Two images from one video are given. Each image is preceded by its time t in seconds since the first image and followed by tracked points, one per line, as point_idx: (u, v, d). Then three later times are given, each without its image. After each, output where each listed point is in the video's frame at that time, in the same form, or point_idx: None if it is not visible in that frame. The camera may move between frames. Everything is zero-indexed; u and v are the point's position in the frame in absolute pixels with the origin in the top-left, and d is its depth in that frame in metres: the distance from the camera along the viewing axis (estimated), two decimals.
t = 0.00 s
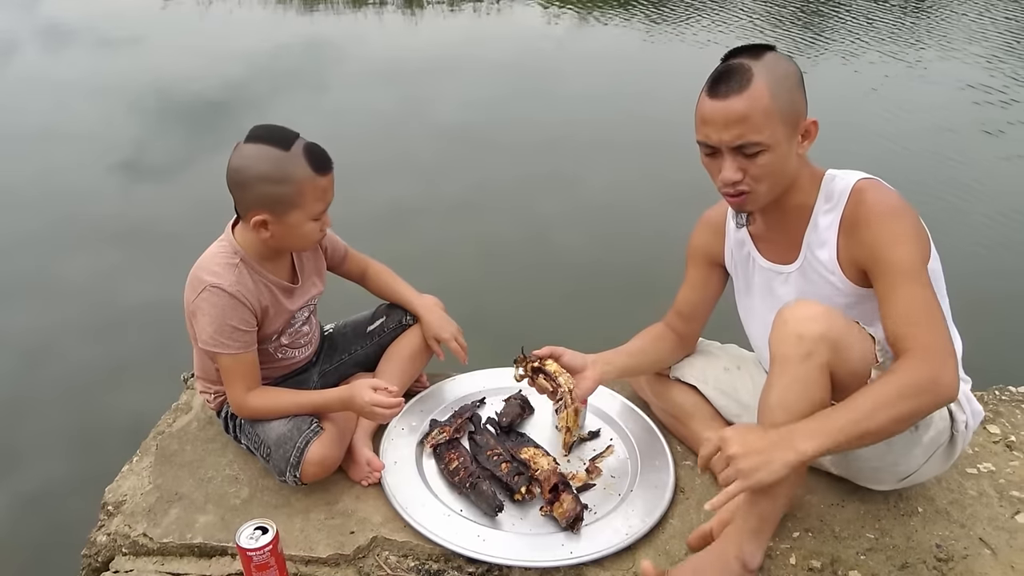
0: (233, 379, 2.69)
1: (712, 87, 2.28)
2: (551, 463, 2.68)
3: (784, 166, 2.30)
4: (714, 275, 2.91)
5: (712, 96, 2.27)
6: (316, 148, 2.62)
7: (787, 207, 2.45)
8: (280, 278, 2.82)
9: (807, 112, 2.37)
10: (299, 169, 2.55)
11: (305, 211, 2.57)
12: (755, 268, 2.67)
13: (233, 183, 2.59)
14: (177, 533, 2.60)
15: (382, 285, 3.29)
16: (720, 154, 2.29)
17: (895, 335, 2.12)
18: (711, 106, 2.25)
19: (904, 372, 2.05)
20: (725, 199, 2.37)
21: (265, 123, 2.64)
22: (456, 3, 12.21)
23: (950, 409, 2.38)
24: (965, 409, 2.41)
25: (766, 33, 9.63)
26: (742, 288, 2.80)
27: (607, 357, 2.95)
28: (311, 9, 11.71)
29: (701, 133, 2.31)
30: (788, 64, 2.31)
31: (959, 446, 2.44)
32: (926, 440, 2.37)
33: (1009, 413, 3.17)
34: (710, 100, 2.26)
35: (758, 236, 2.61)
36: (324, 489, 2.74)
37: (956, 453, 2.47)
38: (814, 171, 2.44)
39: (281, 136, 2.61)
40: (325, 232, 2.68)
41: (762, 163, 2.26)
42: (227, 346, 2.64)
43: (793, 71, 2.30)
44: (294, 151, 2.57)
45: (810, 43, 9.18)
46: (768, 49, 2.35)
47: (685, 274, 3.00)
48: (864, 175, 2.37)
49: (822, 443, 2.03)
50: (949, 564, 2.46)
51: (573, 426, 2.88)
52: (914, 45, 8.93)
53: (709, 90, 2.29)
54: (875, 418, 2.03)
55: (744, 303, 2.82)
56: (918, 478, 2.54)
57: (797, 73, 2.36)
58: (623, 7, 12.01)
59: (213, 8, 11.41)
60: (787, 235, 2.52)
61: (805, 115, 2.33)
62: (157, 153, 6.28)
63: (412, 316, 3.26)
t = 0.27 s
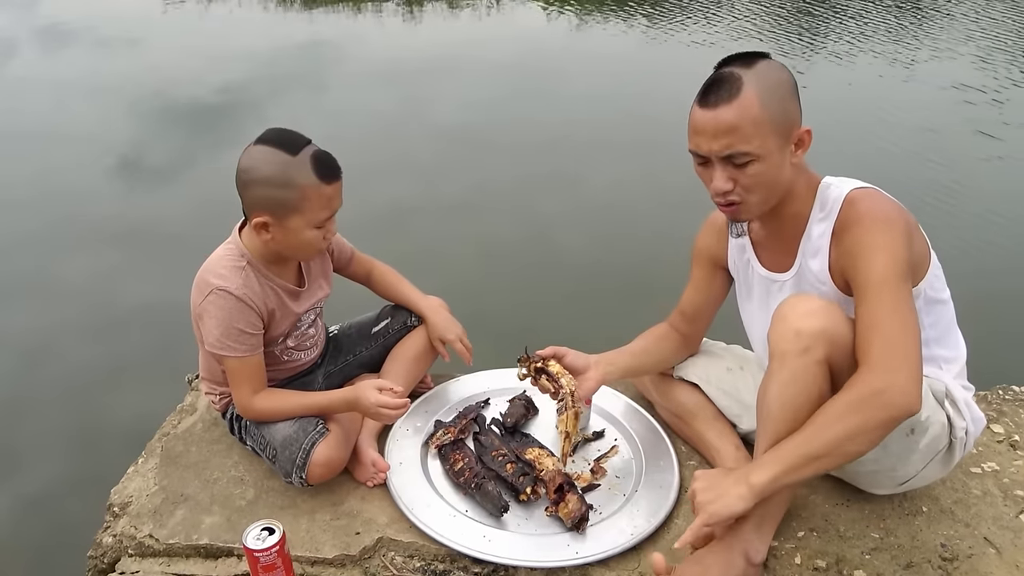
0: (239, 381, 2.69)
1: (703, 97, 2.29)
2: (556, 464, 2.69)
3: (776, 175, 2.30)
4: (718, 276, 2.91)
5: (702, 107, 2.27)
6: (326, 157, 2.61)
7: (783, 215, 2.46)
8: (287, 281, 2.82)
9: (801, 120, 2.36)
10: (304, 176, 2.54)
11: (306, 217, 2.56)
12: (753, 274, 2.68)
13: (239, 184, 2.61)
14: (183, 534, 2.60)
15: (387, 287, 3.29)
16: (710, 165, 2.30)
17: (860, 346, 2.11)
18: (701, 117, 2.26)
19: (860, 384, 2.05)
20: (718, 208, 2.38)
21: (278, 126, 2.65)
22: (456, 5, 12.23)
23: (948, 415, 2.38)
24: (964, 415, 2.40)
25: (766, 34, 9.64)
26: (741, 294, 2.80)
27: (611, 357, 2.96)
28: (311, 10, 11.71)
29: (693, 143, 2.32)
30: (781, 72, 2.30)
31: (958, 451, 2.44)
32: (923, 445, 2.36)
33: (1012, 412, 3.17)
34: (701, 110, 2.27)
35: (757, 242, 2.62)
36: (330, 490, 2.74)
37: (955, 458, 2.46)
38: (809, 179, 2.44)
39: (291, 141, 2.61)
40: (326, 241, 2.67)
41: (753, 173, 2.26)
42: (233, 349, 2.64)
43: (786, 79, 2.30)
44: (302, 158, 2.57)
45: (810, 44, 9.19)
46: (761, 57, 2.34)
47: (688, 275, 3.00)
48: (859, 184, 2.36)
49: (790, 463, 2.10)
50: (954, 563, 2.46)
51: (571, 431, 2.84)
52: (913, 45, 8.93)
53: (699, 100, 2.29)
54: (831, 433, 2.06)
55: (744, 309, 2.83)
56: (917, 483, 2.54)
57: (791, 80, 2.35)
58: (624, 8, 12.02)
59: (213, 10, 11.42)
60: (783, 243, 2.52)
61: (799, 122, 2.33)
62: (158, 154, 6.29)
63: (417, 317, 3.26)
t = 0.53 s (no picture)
0: (235, 384, 2.69)
1: (691, 109, 2.29)
2: (553, 464, 2.69)
3: (765, 186, 2.31)
4: (710, 280, 2.92)
5: (690, 119, 2.27)
6: (317, 159, 2.60)
7: (773, 224, 2.46)
8: (285, 284, 2.82)
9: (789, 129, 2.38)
10: (293, 178, 2.54)
11: (295, 220, 2.56)
12: (745, 280, 2.68)
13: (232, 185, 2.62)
14: (178, 537, 2.60)
15: (382, 289, 3.29)
16: (699, 177, 2.30)
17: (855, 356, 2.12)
18: (689, 129, 2.26)
19: (855, 396, 2.06)
20: (708, 219, 2.38)
21: (271, 128, 2.65)
22: (451, 6, 12.24)
23: (943, 415, 2.38)
24: (958, 414, 2.41)
25: (760, 34, 9.66)
26: (733, 300, 2.81)
27: (606, 360, 2.97)
28: (306, 12, 11.71)
29: (681, 156, 2.32)
30: (767, 82, 2.31)
31: (954, 450, 2.44)
32: (919, 446, 2.36)
33: (1006, 410, 3.19)
34: (689, 123, 2.27)
35: (750, 248, 2.63)
36: (326, 492, 2.74)
37: (951, 457, 2.46)
38: (800, 187, 2.44)
39: (282, 144, 2.61)
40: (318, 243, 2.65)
41: (742, 184, 2.27)
42: (231, 351, 2.64)
43: (773, 89, 2.30)
44: (291, 160, 2.57)
45: (803, 44, 9.21)
46: (747, 67, 2.35)
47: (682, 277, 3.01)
48: (850, 192, 2.36)
49: (789, 476, 2.11)
50: (949, 561, 2.47)
51: (570, 435, 2.84)
52: (906, 46, 8.96)
53: (687, 112, 2.30)
54: (827, 445, 2.07)
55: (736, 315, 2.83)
56: (913, 482, 2.54)
57: (778, 89, 2.36)
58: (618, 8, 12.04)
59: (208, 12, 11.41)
60: (775, 251, 2.53)
61: (787, 132, 2.34)
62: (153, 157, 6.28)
63: (413, 319, 3.26)
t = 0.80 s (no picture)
0: (227, 386, 2.68)
1: (685, 103, 2.29)
2: (545, 465, 2.69)
3: (756, 183, 2.32)
4: (701, 281, 2.92)
5: (683, 113, 2.28)
6: (300, 159, 2.60)
7: (764, 221, 2.47)
8: (276, 285, 2.81)
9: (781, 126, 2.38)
10: (276, 179, 2.53)
11: (278, 221, 2.55)
12: (736, 278, 2.69)
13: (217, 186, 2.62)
14: (170, 540, 2.58)
15: (373, 290, 3.29)
16: (691, 171, 2.31)
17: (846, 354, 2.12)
18: (682, 124, 2.26)
19: (847, 392, 2.06)
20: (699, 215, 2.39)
21: (256, 129, 2.65)
22: (442, 7, 12.23)
23: (933, 409, 2.39)
24: (949, 408, 2.42)
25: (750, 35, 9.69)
26: (724, 298, 2.82)
27: (601, 363, 2.95)
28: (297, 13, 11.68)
29: (674, 150, 2.32)
30: (761, 79, 2.31)
31: (945, 445, 2.45)
32: (911, 441, 2.37)
33: (996, 409, 3.20)
34: (682, 117, 2.28)
35: (741, 246, 2.63)
36: (318, 495, 2.73)
37: (942, 451, 2.47)
38: (791, 185, 2.45)
39: (265, 145, 2.60)
40: (303, 245, 2.64)
41: (733, 180, 2.27)
42: (222, 353, 2.63)
43: (767, 86, 2.31)
44: (274, 160, 2.56)
45: (793, 45, 9.24)
46: (741, 63, 2.36)
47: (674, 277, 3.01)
48: (839, 190, 2.37)
49: (781, 475, 2.11)
50: (941, 559, 2.47)
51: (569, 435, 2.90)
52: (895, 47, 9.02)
53: (681, 106, 2.30)
54: (819, 442, 2.07)
55: (727, 313, 2.84)
56: (905, 477, 2.55)
57: (771, 87, 2.36)
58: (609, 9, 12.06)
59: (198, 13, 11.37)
60: (765, 249, 2.53)
61: (779, 129, 2.34)
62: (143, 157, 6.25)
63: (405, 320, 3.25)
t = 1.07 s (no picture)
0: (223, 390, 2.67)
1: (699, 81, 2.31)
2: (543, 467, 2.69)
3: (760, 168, 2.32)
4: (703, 276, 2.93)
5: (696, 90, 2.30)
6: (295, 163, 2.60)
7: (766, 211, 2.48)
8: (272, 289, 2.81)
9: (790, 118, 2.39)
10: (270, 182, 2.53)
11: (272, 225, 2.54)
12: (737, 272, 2.70)
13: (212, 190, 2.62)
14: (167, 544, 2.58)
15: (370, 292, 3.29)
16: (696, 149, 2.32)
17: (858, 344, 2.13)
18: (694, 100, 2.28)
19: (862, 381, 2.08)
20: (699, 194, 2.39)
21: (251, 132, 2.65)
22: (437, 9, 12.24)
23: (932, 409, 2.40)
24: (946, 407, 2.42)
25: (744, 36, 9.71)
26: (724, 292, 2.82)
27: (598, 356, 2.96)
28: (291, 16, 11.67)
29: (682, 127, 2.34)
30: (775, 68, 2.33)
31: (942, 445, 2.46)
32: (908, 440, 2.38)
33: (992, 407, 3.21)
34: (694, 94, 2.29)
35: (742, 240, 2.64)
36: (315, 498, 2.73)
37: (939, 451, 2.48)
38: (793, 178, 2.46)
39: (259, 149, 2.60)
40: (298, 249, 2.64)
41: (736, 161, 2.28)
42: (218, 357, 2.62)
43: (780, 75, 2.32)
44: (268, 164, 2.56)
45: (787, 45, 9.26)
46: (758, 51, 2.37)
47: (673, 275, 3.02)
48: (842, 182, 2.38)
49: (800, 455, 2.09)
50: (938, 558, 2.48)
51: (561, 429, 2.89)
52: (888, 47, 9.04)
53: (695, 84, 2.32)
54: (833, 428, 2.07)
55: (726, 307, 2.84)
56: (902, 476, 2.56)
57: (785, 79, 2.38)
58: (603, 11, 12.08)
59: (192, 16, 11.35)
60: (766, 240, 2.54)
61: (787, 119, 2.35)
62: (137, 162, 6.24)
63: (402, 322, 3.26)
